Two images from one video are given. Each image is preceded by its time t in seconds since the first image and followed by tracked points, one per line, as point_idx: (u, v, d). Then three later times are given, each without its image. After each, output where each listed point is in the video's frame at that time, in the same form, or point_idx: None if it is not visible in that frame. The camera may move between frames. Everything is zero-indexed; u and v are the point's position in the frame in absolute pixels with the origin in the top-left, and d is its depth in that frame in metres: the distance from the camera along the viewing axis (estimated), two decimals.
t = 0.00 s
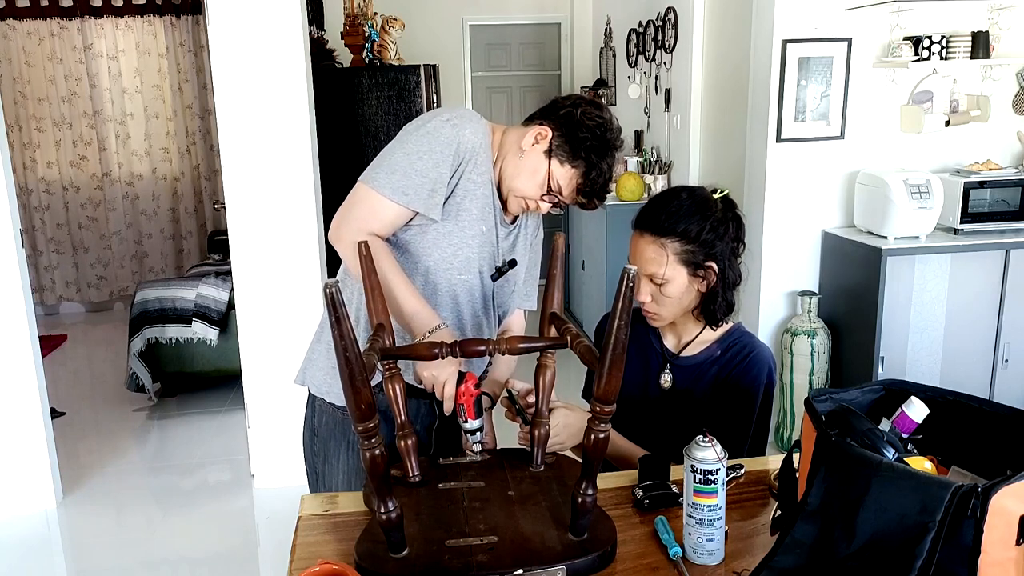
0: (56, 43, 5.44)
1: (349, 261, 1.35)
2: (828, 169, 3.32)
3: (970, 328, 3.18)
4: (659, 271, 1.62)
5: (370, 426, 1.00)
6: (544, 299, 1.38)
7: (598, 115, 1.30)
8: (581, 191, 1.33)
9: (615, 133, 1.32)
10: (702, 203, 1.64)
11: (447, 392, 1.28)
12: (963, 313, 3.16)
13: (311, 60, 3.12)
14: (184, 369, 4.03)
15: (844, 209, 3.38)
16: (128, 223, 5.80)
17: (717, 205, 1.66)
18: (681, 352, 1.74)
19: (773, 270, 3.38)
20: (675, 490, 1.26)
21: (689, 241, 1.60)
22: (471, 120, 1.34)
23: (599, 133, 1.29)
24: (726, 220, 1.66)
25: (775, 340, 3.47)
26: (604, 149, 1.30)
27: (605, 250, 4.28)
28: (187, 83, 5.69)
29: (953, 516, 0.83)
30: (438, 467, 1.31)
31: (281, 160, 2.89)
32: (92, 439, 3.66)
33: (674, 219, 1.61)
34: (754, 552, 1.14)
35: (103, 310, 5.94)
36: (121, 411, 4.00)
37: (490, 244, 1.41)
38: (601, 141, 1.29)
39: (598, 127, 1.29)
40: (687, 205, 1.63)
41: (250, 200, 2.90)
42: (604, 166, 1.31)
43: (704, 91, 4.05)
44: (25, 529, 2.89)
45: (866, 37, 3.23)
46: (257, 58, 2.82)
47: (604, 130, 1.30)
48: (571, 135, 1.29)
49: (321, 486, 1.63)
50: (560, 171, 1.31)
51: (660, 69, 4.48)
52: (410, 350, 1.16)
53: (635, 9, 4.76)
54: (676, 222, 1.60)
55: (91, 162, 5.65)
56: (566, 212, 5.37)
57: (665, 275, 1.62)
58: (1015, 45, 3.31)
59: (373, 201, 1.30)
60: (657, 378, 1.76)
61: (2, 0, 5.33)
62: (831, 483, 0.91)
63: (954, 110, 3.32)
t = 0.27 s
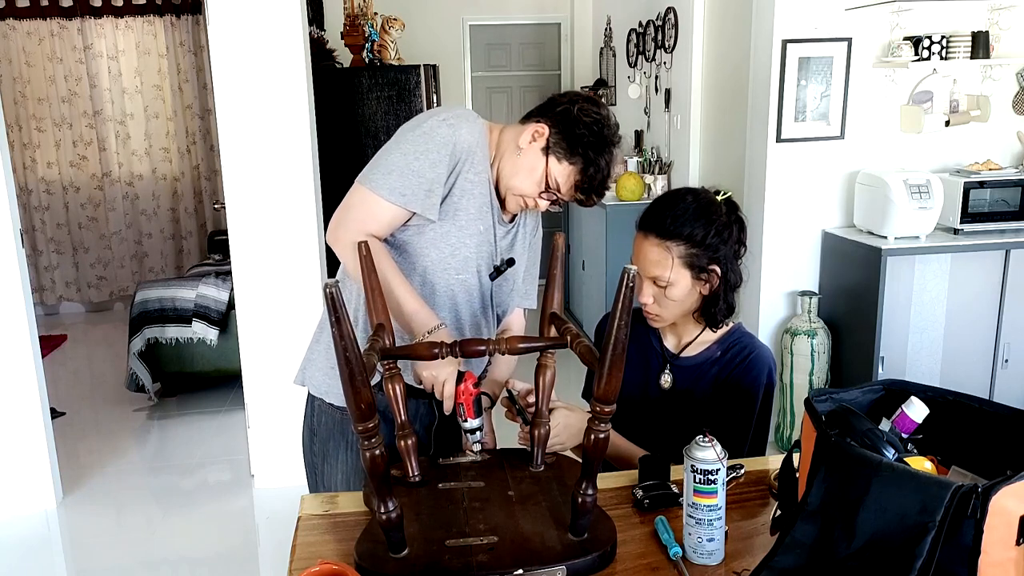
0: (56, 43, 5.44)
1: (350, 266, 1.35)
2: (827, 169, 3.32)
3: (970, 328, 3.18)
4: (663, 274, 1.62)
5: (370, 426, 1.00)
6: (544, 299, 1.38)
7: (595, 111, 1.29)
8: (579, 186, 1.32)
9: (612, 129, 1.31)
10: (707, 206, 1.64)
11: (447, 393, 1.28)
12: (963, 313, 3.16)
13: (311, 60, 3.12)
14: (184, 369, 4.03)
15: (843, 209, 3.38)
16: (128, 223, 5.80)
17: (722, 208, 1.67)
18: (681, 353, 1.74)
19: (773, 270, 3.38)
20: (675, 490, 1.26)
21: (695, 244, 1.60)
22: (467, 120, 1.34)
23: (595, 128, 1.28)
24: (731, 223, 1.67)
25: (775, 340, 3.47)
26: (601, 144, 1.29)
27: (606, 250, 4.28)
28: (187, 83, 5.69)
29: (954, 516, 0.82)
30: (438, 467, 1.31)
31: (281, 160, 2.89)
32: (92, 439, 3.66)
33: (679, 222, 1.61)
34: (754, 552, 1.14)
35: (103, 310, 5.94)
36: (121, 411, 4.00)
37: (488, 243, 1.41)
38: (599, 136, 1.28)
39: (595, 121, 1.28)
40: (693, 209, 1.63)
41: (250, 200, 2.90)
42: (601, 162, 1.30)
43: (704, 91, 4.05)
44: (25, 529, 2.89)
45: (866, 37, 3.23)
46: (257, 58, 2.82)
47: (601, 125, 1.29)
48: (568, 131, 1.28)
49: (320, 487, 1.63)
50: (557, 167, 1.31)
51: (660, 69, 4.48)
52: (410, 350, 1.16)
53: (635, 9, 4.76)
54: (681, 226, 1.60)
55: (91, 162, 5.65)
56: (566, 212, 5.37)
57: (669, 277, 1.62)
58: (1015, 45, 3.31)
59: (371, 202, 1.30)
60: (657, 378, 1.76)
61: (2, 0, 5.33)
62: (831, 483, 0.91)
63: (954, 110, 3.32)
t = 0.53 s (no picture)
0: (56, 43, 5.44)
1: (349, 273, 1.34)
2: (828, 169, 3.32)
3: (970, 328, 3.18)
4: (665, 276, 1.62)
5: (369, 427, 1.00)
6: (544, 299, 1.38)
7: (584, 98, 1.27)
8: (572, 175, 1.31)
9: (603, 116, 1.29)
10: (709, 209, 1.64)
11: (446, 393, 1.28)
12: (963, 313, 3.16)
13: (311, 60, 3.12)
14: (184, 369, 4.03)
15: (843, 209, 3.38)
16: (128, 223, 5.80)
17: (724, 210, 1.66)
18: (682, 353, 1.74)
19: (773, 270, 3.38)
20: (675, 490, 1.26)
21: (698, 247, 1.60)
22: (455, 115, 1.34)
23: (585, 116, 1.26)
24: (733, 225, 1.67)
25: (775, 340, 3.47)
26: (592, 132, 1.27)
27: (606, 250, 4.28)
28: (187, 83, 5.69)
29: (953, 516, 0.82)
30: (437, 467, 1.31)
31: (281, 160, 2.89)
32: (92, 439, 3.66)
33: (681, 225, 1.61)
34: (754, 552, 1.14)
35: (103, 310, 5.94)
36: (122, 411, 4.00)
37: (482, 238, 1.41)
38: (589, 124, 1.27)
39: (584, 109, 1.27)
40: (696, 211, 1.63)
41: (250, 200, 2.90)
42: (593, 150, 1.28)
43: (705, 91, 4.05)
44: (25, 529, 2.89)
45: (866, 37, 3.23)
46: (257, 58, 2.82)
47: (591, 113, 1.27)
48: (557, 120, 1.27)
49: (320, 488, 1.63)
50: (548, 158, 1.30)
51: (660, 69, 4.48)
52: (410, 350, 1.16)
53: (635, 9, 4.76)
54: (683, 228, 1.61)
55: (91, 162, 5.65)
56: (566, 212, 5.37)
57: (671, 280, 1.62)
58: (1016, 45, 3.31)
59: (366, 206, 1.30)
60: (657, 378, 1.76)
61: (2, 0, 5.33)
62: (831, 483, 0.91)
63: (954, 110, 3.32)
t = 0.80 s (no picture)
0: (56, 43, 5.44)
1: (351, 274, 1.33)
2: (827, 169, 3.32)
3: (970, 328, 3.18)
4: (667, 277, 1.62)
5: (369, 427, 1.00)
6: (544, 299, 1.38)
7: (583, 98, 1.27)
8: (570, 174, 1.31)
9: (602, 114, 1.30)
10: (711, 210, 1.64)
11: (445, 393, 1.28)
12: (963, 313, 3.16)
13: (311, 60, 3.11)
14: (184, 369, 4.03)
15: (843, 209, 3.38)
16: (128, 223, 5.80)
17: (725, 210, 1.66)
18: (682, 353, 1.74)
19: (773, 270, 3.38)
20: (675, 491, 1.27)
21: (698, 248, 1.60)
22: (455, 116, 1.35)
23: (583, 115, 1.27)
24: (733, 226, 1.67)
25: (775, 340, 3.47)
26: (591, 131, 1.27)
27: (606, 250, 4.28)
28: (187, 83, 5.69)
29: (954, 516, 0.82)
30: (437, 467, 1.31)
31: (281, 160, 2.89)
32: (92, 439, 3.66)
33: (682, 226, 1.61)
34: (754, 552, 1.14)
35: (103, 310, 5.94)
36: (122, 411, 4.00)
37: (482, 239, 1.41)
38: (587, 123, 1.27)
39: (583, 108, 1.27)
40: (697, 212, 1.63)
41: (250, 200, 2.90)
42: (592, 149, 1.28)
43: (705, 91, 4.05)
44: (25, 529, 2.89)
45: (866, 37, 3.23)
46: (257, 58, 2.82)
47: (590, 112, 1.27)
48: (557, 120, 1.27)
49: (320, 488, 1.63)
50: (547, 158, 1.30)
51: (660, 69, 4.48)
52: (410, 350, 1.16)
53: (635, 9, 4.76)
54: (684, 229, 1.60)
55: (91, 162, 5.66)
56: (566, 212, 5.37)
57: (673, 281, 1.62)
58: (1015, 45, 3.31)
59: (366, 206, 1.30)
60: (657, 379, 1.76)
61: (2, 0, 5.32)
62: (831, 483, 0.91)
63: (954, 110, 3.32)
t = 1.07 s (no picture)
0: (56, 43, 5.44)
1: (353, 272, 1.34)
2: (827, 169, 3.32)
3: (970, 328, 3.18)
4: (667, 278, 1.62)
5: (369, 427, 1.00)
6: (544, 299, 1.38)
7: (587, 99, 1.26)
8: (572, 174, 1.30)
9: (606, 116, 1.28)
10: (711, 212, 1.64)
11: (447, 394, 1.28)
12: (963, 313, 3.16)
13: (311, 60, 3.11)
14: (184, 369, 4.03)
15: (844, 210, 3.38)
16: (128, 223, 5.80)
17: (726, 211, 1.66)
18: (683, 353, 1.74)
19: (773, 270, 3.38)
20: (675, 491, 1.26)
21: (699, 250, 1.60)
22: (458, 116, 1.35)
23: (586, 116, 1.26)
24: (734, 227, 1.67)
25: (775, 340, 3.47)
26: (594, 132, 1.26)
27: (606, 250, 4.28)
28: (187, 83, 5.69)
29: (953, 516, 0.83)
30: (438, 467, 1.31)
31: (281, 160, 2.89)
32: (92, 439, 3.66)
33: (683, 228, 1.61)
34: (754, 552, 1.14)
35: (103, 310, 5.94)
36: (122, 411, 4.00)
37: (485, 239, 1.41)
38: (590, 124, 1.25)
39: (585, 109, 1.26)
40: (698, 214, 1.63)
41: (250, 200, 2.90)
42: (595, 150, 1.27)
43: (705, 90, 4.04)
44: (25, 529, 2.89)
45: (866, 37, 3.23)
46: (257, 58, 2.82)
47: (592, 112, 1.26)
48: (559, 121, 1.26)
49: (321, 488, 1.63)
50: (549, 158, 1.29)
51: (660, 69, 4.48)
52: (410, 350, 1.16)
53: (635, 9, 4.76)
54: (686, 230, 1.60)
55: (91, 162, 5.65)
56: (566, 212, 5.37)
57: (673, 282, 1.62)
58: (1015, 45, 3.31)
59: (369, 205, 1.30)
60: (657, 379, 1.76)
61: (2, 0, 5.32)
62: (831, 483, 0.91)
63: (954, 110, 3.32)
